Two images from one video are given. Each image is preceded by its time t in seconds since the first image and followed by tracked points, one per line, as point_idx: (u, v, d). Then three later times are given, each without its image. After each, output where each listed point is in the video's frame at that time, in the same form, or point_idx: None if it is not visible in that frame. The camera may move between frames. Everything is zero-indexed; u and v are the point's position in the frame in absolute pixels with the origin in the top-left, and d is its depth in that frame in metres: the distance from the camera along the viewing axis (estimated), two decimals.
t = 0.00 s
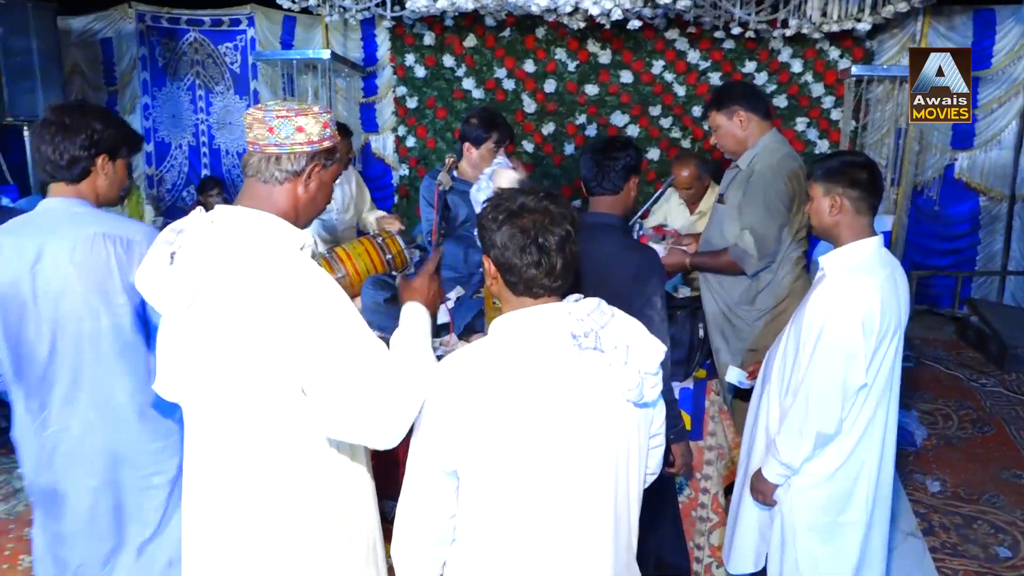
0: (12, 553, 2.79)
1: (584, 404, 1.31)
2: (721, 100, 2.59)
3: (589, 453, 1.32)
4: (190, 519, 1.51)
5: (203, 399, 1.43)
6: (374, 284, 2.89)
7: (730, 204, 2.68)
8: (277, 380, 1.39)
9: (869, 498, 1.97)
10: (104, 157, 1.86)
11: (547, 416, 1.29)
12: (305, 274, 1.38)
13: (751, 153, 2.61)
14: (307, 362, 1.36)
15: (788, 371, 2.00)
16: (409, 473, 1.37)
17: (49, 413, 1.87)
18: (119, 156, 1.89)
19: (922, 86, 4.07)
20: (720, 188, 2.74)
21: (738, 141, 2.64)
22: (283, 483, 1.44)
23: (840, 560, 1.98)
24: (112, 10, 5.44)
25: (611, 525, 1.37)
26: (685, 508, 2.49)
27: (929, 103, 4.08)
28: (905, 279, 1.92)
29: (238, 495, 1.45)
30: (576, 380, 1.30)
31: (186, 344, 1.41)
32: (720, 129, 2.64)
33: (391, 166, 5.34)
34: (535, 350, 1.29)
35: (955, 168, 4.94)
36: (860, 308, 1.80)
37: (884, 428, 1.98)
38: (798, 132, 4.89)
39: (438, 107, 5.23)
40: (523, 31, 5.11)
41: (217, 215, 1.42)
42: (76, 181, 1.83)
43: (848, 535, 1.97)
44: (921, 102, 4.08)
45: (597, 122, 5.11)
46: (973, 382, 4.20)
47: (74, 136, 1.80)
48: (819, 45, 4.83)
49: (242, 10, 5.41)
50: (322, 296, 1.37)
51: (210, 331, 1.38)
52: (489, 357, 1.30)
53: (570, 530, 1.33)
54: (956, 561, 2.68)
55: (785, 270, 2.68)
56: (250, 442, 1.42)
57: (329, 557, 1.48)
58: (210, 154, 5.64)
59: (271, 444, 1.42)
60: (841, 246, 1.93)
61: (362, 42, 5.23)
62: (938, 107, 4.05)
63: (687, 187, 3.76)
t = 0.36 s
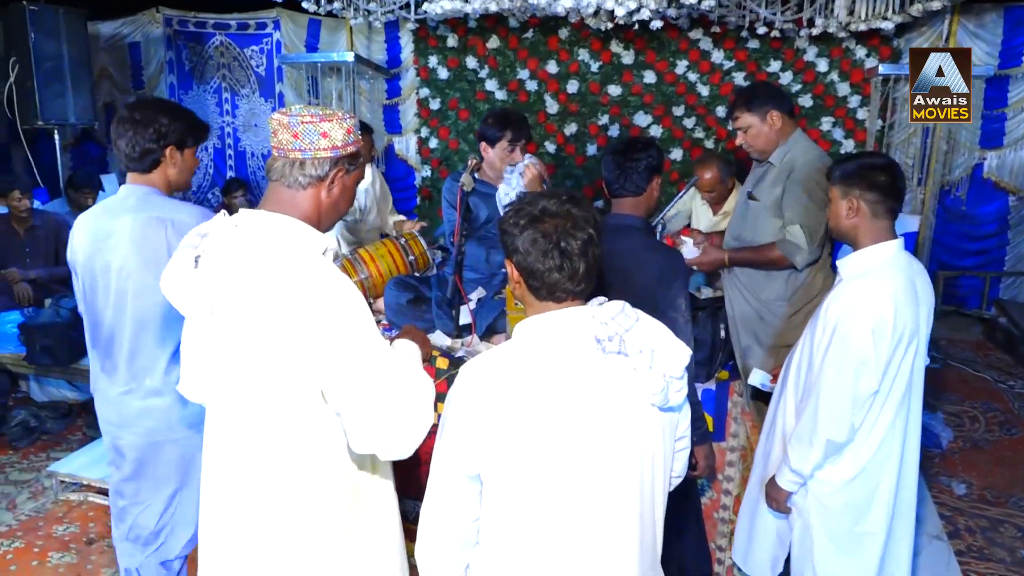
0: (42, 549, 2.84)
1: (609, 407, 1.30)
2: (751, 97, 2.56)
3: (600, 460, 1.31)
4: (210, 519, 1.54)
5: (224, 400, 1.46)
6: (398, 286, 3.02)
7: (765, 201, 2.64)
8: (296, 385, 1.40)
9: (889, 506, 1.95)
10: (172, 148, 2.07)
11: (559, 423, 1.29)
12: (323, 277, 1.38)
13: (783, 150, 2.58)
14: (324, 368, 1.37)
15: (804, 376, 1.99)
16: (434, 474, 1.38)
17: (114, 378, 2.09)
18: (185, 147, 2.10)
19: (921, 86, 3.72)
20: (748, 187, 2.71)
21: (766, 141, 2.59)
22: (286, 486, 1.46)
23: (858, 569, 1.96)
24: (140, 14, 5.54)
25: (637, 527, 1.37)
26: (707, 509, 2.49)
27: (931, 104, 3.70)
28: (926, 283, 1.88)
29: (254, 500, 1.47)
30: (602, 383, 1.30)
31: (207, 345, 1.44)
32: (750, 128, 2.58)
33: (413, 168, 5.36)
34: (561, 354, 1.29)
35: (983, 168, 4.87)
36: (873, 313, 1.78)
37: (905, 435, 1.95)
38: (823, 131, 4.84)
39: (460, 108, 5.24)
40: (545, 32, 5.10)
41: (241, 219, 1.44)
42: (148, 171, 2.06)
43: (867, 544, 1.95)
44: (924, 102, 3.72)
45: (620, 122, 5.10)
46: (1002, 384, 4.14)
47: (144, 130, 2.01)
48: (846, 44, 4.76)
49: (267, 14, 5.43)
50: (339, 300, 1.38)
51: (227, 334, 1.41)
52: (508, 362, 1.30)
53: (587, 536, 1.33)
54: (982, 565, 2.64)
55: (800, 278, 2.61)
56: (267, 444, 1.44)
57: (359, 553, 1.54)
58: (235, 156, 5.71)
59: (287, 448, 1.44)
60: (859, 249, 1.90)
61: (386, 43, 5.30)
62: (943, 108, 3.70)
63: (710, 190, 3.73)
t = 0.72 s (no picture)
0: (29, 543, 2.83)
1: (604, 403, 1.31)
2: (761, 94, 2.49)
3: (586, 462, 1.32)
4: (196, 520, 1.54)
5: (207, 402, 1.46)
6: (387, 280, 3.02)
7: (767, 198, 2.62)
8: (284, 381, 1.40)
9: (872, 506, 1.97)
10: (246, 145, 2.13)
11: (546, 426, 1.29)
12: (309, 271, 1.38)
13: (783, 147, 2.57)
14: (313, 364, 1.37)
15: (785, 377, 2.01)
16: (425, 475, 1.38)
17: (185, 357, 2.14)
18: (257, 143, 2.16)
19: (921, 86, 3.70)
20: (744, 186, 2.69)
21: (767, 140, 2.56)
22: (275, 485, 1.46)
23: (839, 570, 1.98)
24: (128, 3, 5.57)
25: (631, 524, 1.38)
26: (696, 504, 2.51)
27: (930, 103, 3.69)
28: (908, 284, 1.90)
29: (242, 501, 1.47)
30: (596, 379, 1.30)
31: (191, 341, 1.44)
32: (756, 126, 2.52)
33: (403, 161, 5.39)
34: (553, 351, 1.29)
35: (970, 165, 4.90)
36: (847, 317, 1.80)
37: (887, 434, 1.97)
38: (812, 127, 4.85)
39: (450, 101, 5.22)
40: (535, 26, 5.08)
41: (224, 213, 1.44)
42: (221, 164, 2.11)
43: (848, 547, 1.96)
44: (925, 101, 3.71)
45: (609, 117, 5.09)
46: (987, 380, 4.18)
47: (222, 125, 2.06)
48: (835, 40, 4.77)
49: (257, 4, 5.39)
50: (326, 295, 1.38)
51: (212, 332, 1.41)
52: (498, 362, 1.30)
53: (572, 540, 1.33)
54: (966, 559, 2.67)
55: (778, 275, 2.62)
56: (254, 444, 1.44)
57: (348, 551, 1.55)
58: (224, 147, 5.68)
59: (279, 442, 1.44)
60: (841, 251, 1.91)
61: (376, 35, 5.29)
62: (944, 108, 3.69)
63: (700, 184, 3.72)
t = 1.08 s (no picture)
0: (40, 541, 2.85)
1: (610, 405, 1.31)
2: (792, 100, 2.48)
3: (589, 468, 1.32)
4: (204, 520, 1.56)
5: (217, 403, 1.48)
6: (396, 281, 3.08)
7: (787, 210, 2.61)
8: (291, 381, 1.40)
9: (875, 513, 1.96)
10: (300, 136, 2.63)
11: (549, 429, 1.30)
12: (317, 273, 1.39)
13: (807, 158, 2.56)
14: (319, 366, 1.37)
15: (789, 382, 2.01)
16: (435, 476, 1.39)
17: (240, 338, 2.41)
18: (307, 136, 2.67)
19: (921, 86, 3.47)
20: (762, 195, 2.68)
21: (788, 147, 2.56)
22: (281, 489, 1.46)
23: None
24: (139, 7, 5.61)
25: (639, 530, 1.38)
26: (704, 505, 2.52)
27: (930, 104, 3.46)
28: (916, 289, 1.90)
29: (248, 503, 1.48)
30: (601, 380, 1.30)
31: (205, 340, 1.46)
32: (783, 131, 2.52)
33: (412, 162, 5.41)
34: (560, 351, 1.29)
35: (981, 166, 4.89)
36: (852, 325, 1.79)
37: (892, 440, 1.96)
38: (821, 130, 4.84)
39: (459, 103, 5.24)
40: (544, 28, 5.09)
41: (235, 214, 1.45)
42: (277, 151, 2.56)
43: (850, 554, 1.97)
44: (924, 102, 3.47)
45: (618, 119, 5.10)
46: (997, 382, 4.16)
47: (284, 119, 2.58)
48: (844, 42, 4.77)
49: (268, 7, 5.42)
50: (334, 297, 1.38)
51: (222, 332, 1.42)
52: (505, 362, 1.31)
53: (574, 548, 1.33)
54: (976, 562, 2.66)
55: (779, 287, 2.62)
56: (261, 447, 1.45)
57: (353, 554, 1.55)
58: (235, 150, 5.73)
59: (286, 442, 1.44)
60: (849, 254, 1.91)
61: (386, 37, 5.30)
62: (943, 109, 3.46)
63: (707, 184, 3.73)
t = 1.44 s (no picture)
0: (48, 535, 2.87)
1: (616, 402, 1.30)
2: (824, 100, 2.37)
3: (594, 466, 1.31)
4: (209, 514, 1.57)
5: (220, 399, 1.49)
6: (400, 278, 3.05)
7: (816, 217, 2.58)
8: (290, 377, 1.40)
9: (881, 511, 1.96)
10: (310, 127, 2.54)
11: (553, 427, 1.30)
12: (319, 268, 1.39)
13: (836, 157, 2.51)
14: (319, 363, 1.37)
15: (795, 380, 2.00)
16: (441, 472, 1.39)
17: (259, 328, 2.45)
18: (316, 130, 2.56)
19: (920, 86, 3.27)
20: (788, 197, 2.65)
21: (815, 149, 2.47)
22: (283, 485, 1.47)
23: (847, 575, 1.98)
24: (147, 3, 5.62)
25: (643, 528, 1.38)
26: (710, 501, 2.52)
27: (930, 103, 3.25)
28: (923, 285, 1.90)
29: (251, 499, 1.49)
30: (608, 377, 1.30)
31: (208, 334, 1.46)
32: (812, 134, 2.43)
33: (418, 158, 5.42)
34: (567, 347, 1.29)
35: (990, 162, 4.85)
36: (859, 322, 1.79)
37: (898, 439, 1.96)
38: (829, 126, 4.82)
39: (465, 99, 5.24)
40: (551, 23, 5.08)
41: (241, 209, 1.45)
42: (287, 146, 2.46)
43: (854, 553, 1.97)
44: (923, 102, 3.28)
45: (625, 115, 5.09)
46: (1005, 380, 4.14)
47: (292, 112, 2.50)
48: (853, 37, 4.74)
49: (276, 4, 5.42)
50: (336, 294, 1.38)
51: (224, 327, 1.42)
52: (510, 359, 1.30)
53: (578, 546, 1.33)
54: (983, 560, 2.65)
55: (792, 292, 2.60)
56: (265, 443, 1.45)
57: (354, 550, 1.55)
58: (242, 146, 5.73)
59: (289, 437, 1.45)
60: (855, 251, 1.90)
61: (392, 33, 5.30)
62: (943, 109, 3.25)
63: (714, 180, 3.72)
